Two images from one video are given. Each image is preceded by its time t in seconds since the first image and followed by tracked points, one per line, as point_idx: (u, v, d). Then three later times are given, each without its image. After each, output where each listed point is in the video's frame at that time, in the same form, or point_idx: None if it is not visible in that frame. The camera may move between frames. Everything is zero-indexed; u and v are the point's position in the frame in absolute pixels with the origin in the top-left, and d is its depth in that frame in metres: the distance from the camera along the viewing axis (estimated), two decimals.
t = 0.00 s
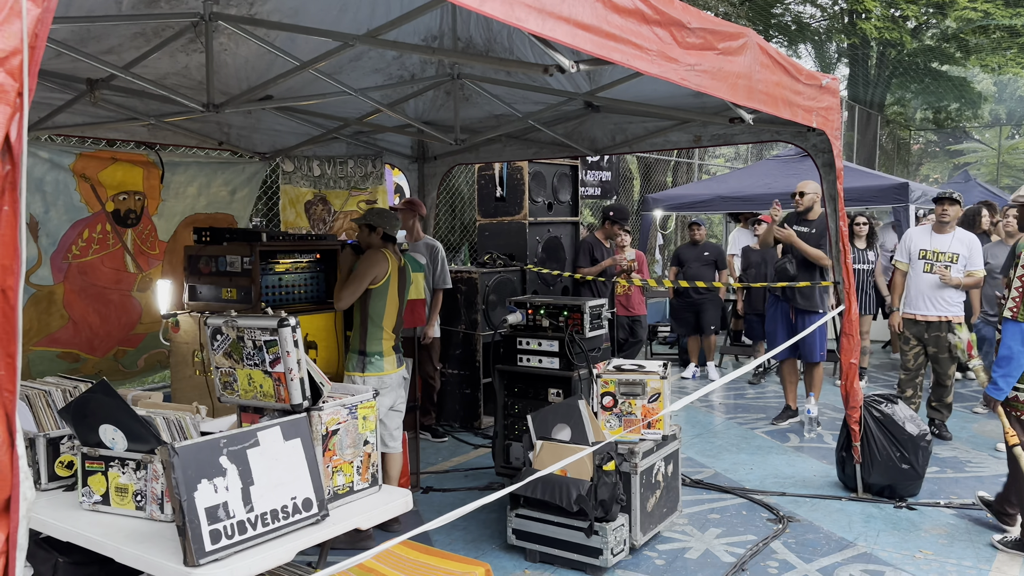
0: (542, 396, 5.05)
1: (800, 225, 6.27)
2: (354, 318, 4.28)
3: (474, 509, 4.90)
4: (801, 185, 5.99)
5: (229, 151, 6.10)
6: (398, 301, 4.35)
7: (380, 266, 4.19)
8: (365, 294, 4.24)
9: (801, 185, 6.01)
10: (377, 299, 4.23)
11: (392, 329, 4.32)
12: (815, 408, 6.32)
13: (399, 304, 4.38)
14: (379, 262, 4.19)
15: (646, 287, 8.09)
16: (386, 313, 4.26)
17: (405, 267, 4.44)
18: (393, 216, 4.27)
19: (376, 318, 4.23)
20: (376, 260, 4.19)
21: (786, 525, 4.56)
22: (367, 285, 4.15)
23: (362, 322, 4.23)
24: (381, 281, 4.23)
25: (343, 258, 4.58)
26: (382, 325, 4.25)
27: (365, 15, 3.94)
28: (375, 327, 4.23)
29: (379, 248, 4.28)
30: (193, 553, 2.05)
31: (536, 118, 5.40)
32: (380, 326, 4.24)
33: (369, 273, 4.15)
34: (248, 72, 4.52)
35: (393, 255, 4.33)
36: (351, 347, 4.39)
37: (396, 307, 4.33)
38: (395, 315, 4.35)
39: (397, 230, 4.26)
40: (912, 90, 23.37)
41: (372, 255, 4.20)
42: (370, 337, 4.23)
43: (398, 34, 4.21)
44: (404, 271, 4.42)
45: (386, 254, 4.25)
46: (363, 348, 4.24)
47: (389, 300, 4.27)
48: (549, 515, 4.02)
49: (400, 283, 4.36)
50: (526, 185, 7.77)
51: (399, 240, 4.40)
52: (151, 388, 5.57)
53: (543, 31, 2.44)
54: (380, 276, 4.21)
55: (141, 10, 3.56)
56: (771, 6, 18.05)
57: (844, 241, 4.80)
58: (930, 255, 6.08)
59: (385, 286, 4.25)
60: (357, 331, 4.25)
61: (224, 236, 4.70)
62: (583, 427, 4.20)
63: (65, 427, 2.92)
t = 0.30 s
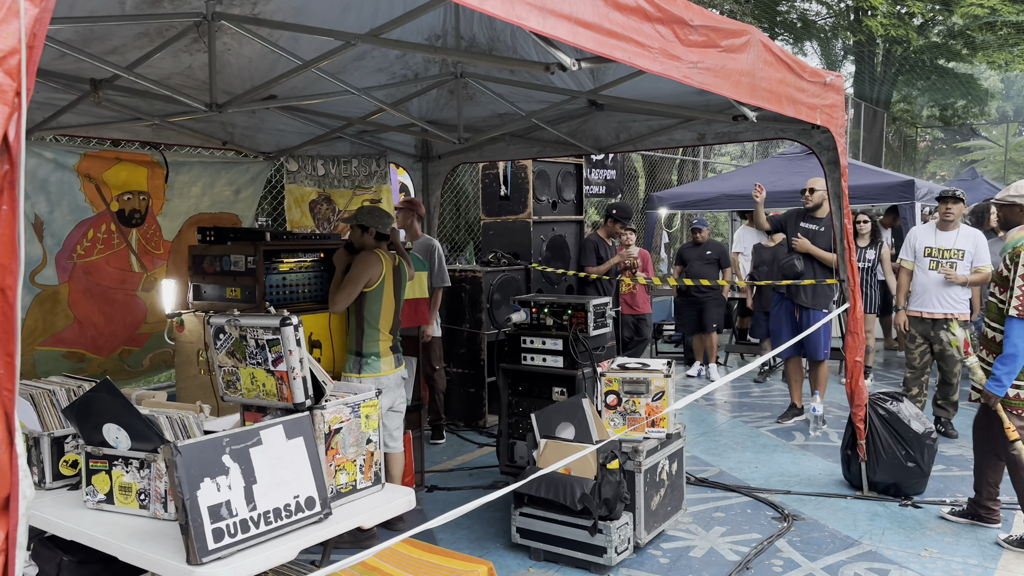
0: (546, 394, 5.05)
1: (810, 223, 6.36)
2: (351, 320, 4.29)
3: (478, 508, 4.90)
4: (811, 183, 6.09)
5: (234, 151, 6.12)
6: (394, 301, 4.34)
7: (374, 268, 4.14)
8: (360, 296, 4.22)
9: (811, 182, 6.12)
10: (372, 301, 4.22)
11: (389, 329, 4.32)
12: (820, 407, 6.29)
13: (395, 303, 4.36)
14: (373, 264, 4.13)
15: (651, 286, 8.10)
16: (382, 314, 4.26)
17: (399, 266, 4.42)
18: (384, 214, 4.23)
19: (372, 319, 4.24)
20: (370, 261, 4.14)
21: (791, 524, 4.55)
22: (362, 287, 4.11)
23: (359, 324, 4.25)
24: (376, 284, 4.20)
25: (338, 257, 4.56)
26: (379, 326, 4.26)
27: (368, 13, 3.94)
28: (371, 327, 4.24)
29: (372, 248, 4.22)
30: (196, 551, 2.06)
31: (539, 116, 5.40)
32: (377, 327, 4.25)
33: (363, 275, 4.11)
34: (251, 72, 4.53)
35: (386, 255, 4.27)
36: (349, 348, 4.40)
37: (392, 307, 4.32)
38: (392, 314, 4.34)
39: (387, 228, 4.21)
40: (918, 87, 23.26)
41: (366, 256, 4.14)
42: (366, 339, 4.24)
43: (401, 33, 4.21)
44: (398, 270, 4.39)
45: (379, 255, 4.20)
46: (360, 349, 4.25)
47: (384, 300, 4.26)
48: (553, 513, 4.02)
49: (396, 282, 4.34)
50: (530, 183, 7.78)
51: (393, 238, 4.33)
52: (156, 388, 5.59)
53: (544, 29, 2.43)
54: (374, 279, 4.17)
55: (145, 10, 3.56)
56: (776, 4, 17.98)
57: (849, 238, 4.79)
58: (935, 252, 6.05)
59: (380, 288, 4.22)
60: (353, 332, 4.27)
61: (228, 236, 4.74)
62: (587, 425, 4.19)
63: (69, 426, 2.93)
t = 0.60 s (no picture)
0: (550, 393, 5.05)
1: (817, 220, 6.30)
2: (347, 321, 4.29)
3: (482, 506, 4.91)
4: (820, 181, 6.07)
5: (238, 151, 6.14)
6: (390, 301, 4.34)
7: (367, 270, 4.12)
8: (355, 299, 4.22)
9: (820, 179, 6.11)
10: (367, 303, 4.21)
11: (385, 329, 4.33)
12: (825, 405, 6.30)
13: (392, 303, 4.36)
14: (366, 267, 4.12)
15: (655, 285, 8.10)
16: (379, 314, 4.26)
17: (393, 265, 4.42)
18: (374, 212, 4.18)
19: (367, 321, 4.23)
20: (362, 265, 4.12)
21: (795, 522, 4.54)
22: (355, 290, 4.10)
23: (354, 324, 4.25)
24: (369, 287, 4.20)
25: (332, 258, 4.58)
26: (375, 326, 4.26)
27: (371, 13, 3.94)
28: (367, 327, 4.24)
29: (364, 249, 4.20)
30: (198, 550, 2.07)
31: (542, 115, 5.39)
32: (374, 328, 4.25)
33: (356, 278, 4.09)
34: (255, 72, 4.54)
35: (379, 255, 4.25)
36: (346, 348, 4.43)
37: (388, 307, 4.32)
38: (389, 314, 4.35)
39: (377, 226, 4.18)
40: (924, 84, 23.16)
41: (359, 259, 4.13)
42: (363, 339, 4.25)
43: (404, 32, 4.21)
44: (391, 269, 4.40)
45: (371, 256, 4.18)
46: (356, 349, 4.26)
47: (380, 300, 4.26)
48: (557, 512, 4.02)
49: (391, 282, 4.33)
50: (534, 182, 7.79)
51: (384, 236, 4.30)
52: (161, 387, 5.61)
53: (544, 27, 2.43)
54: (367, 282, 4.16)
55: (148, 10, 3.58)
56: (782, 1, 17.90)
57: (852, 236, 4.76)
58: (942, 250, 6.04)
59: (373, 290, 4.22)
60: (350, 333, 4.27)
61: (232, 236, 4.76)
62: (591, 424, 4.20)
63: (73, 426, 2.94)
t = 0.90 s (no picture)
0: (553, 391, 5.06)
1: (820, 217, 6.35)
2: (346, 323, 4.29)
3: (485, 505, 4.92)
4: (826, 178, 5.91)
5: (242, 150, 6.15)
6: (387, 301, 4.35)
7: (362, 274, 4.10)
8: (353, 301, 4.21)
9: (825, 177, 5.95)
10: (366, 305, 4.21)
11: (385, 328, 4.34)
12: (830, 404, 6.30)
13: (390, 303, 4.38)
14: (363, 270, 4.11)
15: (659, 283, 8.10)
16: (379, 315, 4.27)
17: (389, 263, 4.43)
18: (366, 211, 4.14)
19: (367, 322, 4.23)
20: (359, 267, 4.10)
21: (799, 521, 4.53)
22: (353, 295, 4.09)
23: (353, 325, 4.25)
24: (366, 290, 4.19)
25: (327, 263, 4.39)
26: (376, 326, 4.27)
27: (373, 11, 3.94)
28: (367, 328, 4.24)
29: (359, 252, 4.17)
30: (200, 547, 2.08)
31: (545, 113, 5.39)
32: (374, 327, 4.26)
33: (354, 281, 4.08)
34: (258, 71, 4.55)
35: (374, 255, 4.23)
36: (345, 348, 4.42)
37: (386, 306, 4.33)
38: (387, 314, 4.36)
39: (368, 228, 4.13)
40: (930, 81, 23.04)
41: (355, 262, 4.10)
42: (362, 339, 4.26)
43: (406, 30, 4.21)
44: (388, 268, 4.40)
45: (366, 258, 4.15)
46: (357, 349, 4.26)
47: (378, 301, 4.26)
48: (560, 510, 4.02)
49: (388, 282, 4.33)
50: (537, 181, 7.78)
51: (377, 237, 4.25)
52: (165, 386, 5.62)
53: (544, 25, 2.43)
54: (364, 286, 4.15)
55: (151, 10, 3.58)
56: None
57: (857, 234, 4.76)
58: (947, 248, 5.99)
59: (371, 293, 4.21)
60: (349, 333, 4.27)
61: (235, 235, 4.79)
62: (593, 423, 4.19)
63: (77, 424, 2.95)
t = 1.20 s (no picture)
0: (555, 390, 5.06)
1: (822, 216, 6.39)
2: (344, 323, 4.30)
3: (486, 504, 4.92)
4: (828, 177, 5.72)
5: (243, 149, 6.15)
6: (385, 302, 4.34)
7: (361, 276, 4.10)
8: (352, 302, 4.22)
9: (828, 175, 5.77)
10: (365, 307, 4.23)
11: (384, 329, 4.35)
12: (832, 403, 6.26)
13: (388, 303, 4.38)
14: (361, 272, 4.09)
15: (661, 282, 8.10)
16: (377, 316, 4.28)
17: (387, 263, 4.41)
18: (362, 212, 4.14)
19: (366, 323, 4.24)
20: (357, 270, 4.09)
21: (800, 519, 4.53)
22: (350, 296, 4.07)
23: (352, 326, 4.26)
24: (364, 292, 4.19)
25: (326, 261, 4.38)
26: (374, 327, 4.27)
27: (374, 10, 3.94)
28: (365, 330, 4.25)
29: (358, 254, 4.16)
30: (200, 545, 2.08)
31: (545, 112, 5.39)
32: (371, 328, 4.26)
33: (351, 283, 4.07)
34: (259, 70, 4.55)
35: (372, 256, 4.22)
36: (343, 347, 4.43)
37: (384, 306, 4.33)
38: (386, 315, 4.37)
39: (363, 228, 4.12)
40: (933, 79, 22.99)
41: (353, 264, 4.10)
42: (360, 339, 4.26)
43: (407, 29, 4.21)
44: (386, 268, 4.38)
45: (364, 259, 4.15)
46: (354, 349, 4.27)
47: (375, 301, 4.26)
48: (560, 509, 4.02)
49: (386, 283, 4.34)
50: (539, 180, 7.76)
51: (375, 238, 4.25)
52: (167, 385, 5.64)
53: (544, 24, 2.43)
54: (362, 288, 4.14)
55: (152, 9, 3.58)
56: None
57: (858, 233, 4.75)
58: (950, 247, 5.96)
59: (369, 295, 4.21)
60: (348, 333, 4.28)
61: (237, 234, 4.80)
62: (594, 421, 4.20)
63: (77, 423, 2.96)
